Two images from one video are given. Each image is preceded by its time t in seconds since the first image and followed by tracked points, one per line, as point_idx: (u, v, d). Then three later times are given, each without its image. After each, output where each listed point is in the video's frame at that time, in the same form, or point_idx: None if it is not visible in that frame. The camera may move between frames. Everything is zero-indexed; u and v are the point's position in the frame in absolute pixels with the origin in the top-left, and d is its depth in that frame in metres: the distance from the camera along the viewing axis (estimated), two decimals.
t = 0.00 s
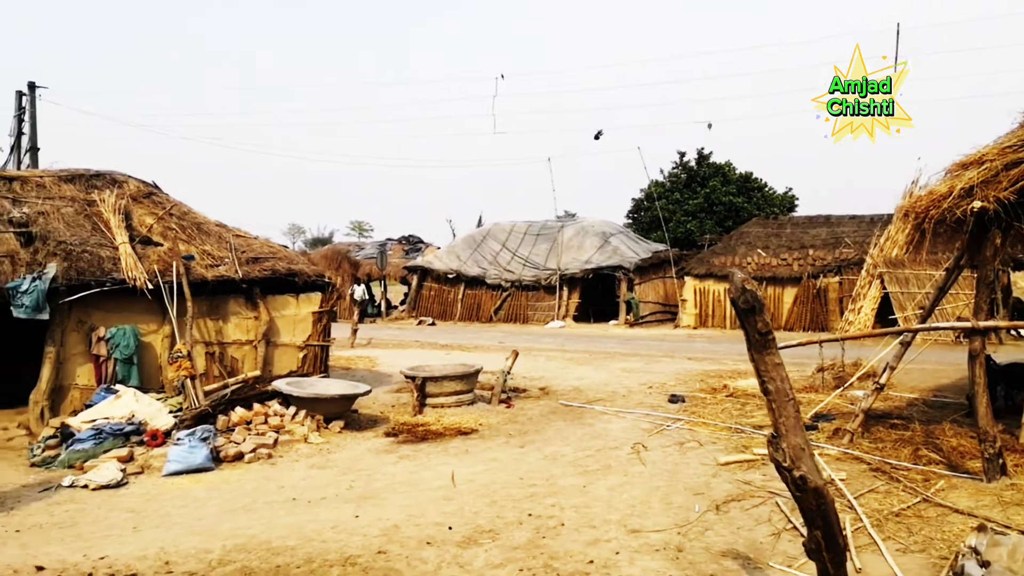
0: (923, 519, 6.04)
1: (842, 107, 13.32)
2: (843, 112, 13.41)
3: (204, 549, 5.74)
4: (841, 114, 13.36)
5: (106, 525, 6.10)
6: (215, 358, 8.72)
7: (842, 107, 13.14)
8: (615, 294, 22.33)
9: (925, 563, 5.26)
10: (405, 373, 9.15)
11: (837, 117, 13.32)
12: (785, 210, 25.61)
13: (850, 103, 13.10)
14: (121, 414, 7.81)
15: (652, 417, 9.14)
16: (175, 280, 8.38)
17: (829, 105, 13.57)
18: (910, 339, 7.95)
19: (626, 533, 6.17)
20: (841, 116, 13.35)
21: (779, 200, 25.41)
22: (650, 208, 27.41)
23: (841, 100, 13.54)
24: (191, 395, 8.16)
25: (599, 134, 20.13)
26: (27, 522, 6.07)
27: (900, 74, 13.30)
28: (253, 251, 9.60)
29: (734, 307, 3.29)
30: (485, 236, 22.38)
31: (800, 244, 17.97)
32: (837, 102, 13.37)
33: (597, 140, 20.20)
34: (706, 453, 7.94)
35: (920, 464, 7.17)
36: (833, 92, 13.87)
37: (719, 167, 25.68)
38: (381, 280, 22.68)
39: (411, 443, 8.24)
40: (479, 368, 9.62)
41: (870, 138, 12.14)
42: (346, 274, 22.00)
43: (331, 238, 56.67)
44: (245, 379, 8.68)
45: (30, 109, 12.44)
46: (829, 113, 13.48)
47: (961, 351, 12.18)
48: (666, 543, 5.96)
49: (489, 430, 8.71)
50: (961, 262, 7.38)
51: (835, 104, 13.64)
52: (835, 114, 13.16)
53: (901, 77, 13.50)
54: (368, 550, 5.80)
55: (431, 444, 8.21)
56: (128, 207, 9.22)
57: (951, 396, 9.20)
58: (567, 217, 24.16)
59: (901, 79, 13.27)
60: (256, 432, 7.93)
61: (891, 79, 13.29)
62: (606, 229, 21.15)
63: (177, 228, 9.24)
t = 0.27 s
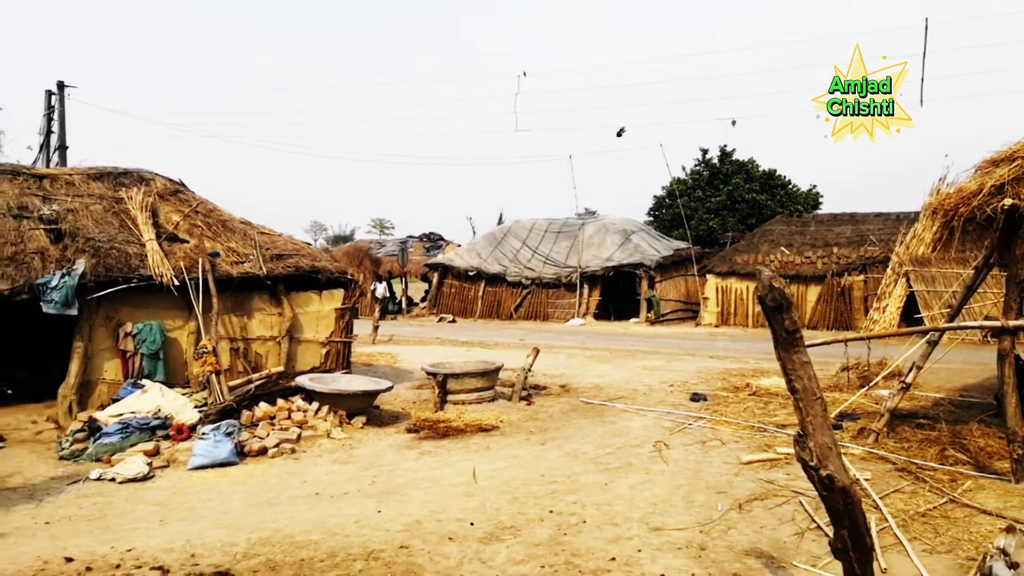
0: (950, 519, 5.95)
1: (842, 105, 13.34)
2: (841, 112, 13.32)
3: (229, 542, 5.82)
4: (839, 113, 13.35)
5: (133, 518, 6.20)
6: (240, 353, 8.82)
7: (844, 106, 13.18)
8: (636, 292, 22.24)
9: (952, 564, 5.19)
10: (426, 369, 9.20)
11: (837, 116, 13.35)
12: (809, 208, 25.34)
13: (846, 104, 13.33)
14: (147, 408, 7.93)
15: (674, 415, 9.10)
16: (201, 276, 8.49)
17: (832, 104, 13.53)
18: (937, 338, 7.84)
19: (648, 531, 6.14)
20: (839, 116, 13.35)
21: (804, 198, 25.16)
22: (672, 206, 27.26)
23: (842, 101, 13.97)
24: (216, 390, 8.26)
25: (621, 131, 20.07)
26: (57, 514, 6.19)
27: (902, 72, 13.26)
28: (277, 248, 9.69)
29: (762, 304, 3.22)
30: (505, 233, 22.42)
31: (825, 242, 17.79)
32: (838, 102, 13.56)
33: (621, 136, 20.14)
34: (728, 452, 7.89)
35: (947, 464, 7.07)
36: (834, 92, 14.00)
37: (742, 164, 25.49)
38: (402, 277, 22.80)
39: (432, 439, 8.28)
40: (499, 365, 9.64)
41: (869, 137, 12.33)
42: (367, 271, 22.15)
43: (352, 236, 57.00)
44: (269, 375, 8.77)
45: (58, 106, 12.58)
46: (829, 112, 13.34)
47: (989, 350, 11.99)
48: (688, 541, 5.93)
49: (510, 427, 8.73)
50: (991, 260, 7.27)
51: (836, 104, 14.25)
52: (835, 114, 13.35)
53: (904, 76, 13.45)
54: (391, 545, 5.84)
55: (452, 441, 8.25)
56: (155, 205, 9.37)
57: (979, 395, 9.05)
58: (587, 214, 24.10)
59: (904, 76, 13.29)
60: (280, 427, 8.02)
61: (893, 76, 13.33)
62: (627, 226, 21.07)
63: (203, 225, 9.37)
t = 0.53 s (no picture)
0: (969, 523, 5.88)
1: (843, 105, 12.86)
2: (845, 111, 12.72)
3: (246, 540, 5.86)
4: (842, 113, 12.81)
5: (151, 515, 6.27)
6: (256, 352, 8.88)
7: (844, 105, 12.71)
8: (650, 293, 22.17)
9: (971, 568, 5.13)
10: (440, 369, 9.23)
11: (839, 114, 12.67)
12: (826, 208, 25.15)
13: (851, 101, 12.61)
14: (165, 406, 8.00)
15: (689, 416, 9.06)
16: (218, 276, 8.56)
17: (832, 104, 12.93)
18: (956, 339, 7.75)
19: (663, 532, 6.12)
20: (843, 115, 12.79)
21: (821, 197, 24.98)
22: (688, 205, 27.14)
23: (841, 102, 13.86)
24: (233, 389, 8.33)
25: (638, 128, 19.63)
26: (77, 511, 6.26)
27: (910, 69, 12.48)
28: (293, 248, 9.75)
29: (782, 305, 3.11)
30: (519, 233, 22.44)
31: (842, 242, 17.66)
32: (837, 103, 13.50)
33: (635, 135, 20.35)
34: (744, 453, 7.85)
35: (966, 466, 6.99)
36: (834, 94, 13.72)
37: (758, 164, 25.35)
38: (416, 277, 22.88)
39: (447, 439, 8.30)
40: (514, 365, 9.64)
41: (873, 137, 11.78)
42: (382, 271, 22.25)
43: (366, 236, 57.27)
44: (285, 373, 8.83)
45: (78, 109, 12.75)
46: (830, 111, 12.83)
47: (1010, 352, 11.84)
48: (703, 543, 5.90)
49: (524, 427, 8.73)
50: (1012, 260, 7.19)
51: (833, 106, 13.94)
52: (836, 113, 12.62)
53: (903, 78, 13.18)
54: (406, 544, 5.86)
55: (466, 440, 8.26)
56: (173, 205, 9.45)
57: (999, 397, 8.94)
58: (602, 214, 24.05)
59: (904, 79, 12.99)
60: (295, 425, 8.07)
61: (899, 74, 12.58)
62: (642, 226, 21.00)
63: (220, 225, 9.45)
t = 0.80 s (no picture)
0: (994, 522, 5.81)
1: (840, 105, 12.97)
2: (841, 112, 12.97)
3: (268, 532, 5.91)
4: (838, 113, 13.01)
5: (175, 506, 6.34)
6: (277, 346, 8.95)
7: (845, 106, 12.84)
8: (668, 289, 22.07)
9: (997, 568, 5.06)
10: (459, 363, 9.25)
11: (836, 116, 13.01)
12: (846, 203, 24.92)
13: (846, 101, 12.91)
14: (187, 399, 8.08)
15: (708, 413, 9.03)
16: (239, 270, 8.62)
17: (828, 105, 13.10)
18: (981, 336, 7.65)
19: (683, 529, 6.09)
20: (839, 116, 13.00)
21: (841, 193, 24.76)
22: (706, 201, 27.01)
23: (841, 101, 13.75)
24: (254, 382, 8.40)
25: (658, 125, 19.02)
26: (102, 501, 6.35)
27: (901, 73, 12.83)
28: (313, 242, 9.81)
29: (805, 302, 3.05)
30: (536, 229, 22.44)
31: (863, 238, 17.50)
32: (837, 100, 13.32)
33: (655, 133, 19.79)
34: (765, 450, 7.81)
35: (991, 465, 6.90)
36: (834, 90, 13.45)
37: (778, 159, 25.16)
38: (434, 271, 22.96)
39: (466, 433, 8.33)
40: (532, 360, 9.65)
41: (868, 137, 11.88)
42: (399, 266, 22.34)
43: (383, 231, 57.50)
44: (305, 367, 8.89)
45: (99, 103, 12.83)
46: (827, 112, 13.04)
47: None
48: (724, 540, 5.87)
49: (543, 422, 8.74)
50: None
51: (832, 105, 13.68)
52: (835, 114, 13.02)
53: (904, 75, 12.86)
54: (426, 537, 5.88)
55: (485, 435, 8.29)
56: (194, 199, 9.53)
57: None
58: (619, 209, 23.98)
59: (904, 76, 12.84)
60: (316, 419, 8.13)
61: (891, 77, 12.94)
62: (660, 222, 20.89)
63: (241, 220, 9.52)
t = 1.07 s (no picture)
0: None
1: (841, 105, 13.45)
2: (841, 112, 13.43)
3: (293, 532, 5.97)
4: (839, 114, 13.45)
5: (202, 506, 6.43)
6: (302, 347, 9.03)
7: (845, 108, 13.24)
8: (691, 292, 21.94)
9: None
10: (481, 366, 9.28)
11: (836, 116, 13.45)
12: (873, 206, 24.61)
13: (847, 102, 13.43)
14: (214, 400, 8.19)
15: (732, 417, 8.97)
16: (265, 272, 8.72)
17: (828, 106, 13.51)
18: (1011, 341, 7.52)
19: (707, 534, 6.05)
20: (840, 116, 13.48)
21: (867, 196, 24.47)
22: (730, 204, 26.84)
23: (841, 101, 13.73)
24: (280, 383, 8.49)
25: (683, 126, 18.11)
26: (131, 500, 6.46)
27: (901, 72, 13.10)
28: (338, 245, 9.91)
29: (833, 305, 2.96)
30: (558, 232, 22.45)
31: (890, 241, 17.28)
32: (837, 101, 13.50)
33: (679, 134, 18.11)
34: (790, 455, 7.73)
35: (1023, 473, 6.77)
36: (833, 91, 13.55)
37: (802, 161, 24.91)
38: (456, 274, 23.06)
39: (488, 435, 8.35)
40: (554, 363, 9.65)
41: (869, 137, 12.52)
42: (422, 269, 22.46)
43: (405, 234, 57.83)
44: (329, 369, 8.98)
45: (129, 108, 13.05)
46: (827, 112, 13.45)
47: None
48: (749, 545, 5.82)
49: (565, 425, 8.74)
50: None
51: (833, 105, 13.63)
52: (835, 113, 13.46)
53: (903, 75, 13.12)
54: (449, 539, 5.90)
55: (507, 437, 8.30)
56: (221, 202, 9.66)
57: None
58: (641, 212, 23.90)
59: (904, 76, 13.10)
60: (340, 420, 8.20)
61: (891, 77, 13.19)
62: (683, 225, 20.77)
63: (267, 223, 9.64)
